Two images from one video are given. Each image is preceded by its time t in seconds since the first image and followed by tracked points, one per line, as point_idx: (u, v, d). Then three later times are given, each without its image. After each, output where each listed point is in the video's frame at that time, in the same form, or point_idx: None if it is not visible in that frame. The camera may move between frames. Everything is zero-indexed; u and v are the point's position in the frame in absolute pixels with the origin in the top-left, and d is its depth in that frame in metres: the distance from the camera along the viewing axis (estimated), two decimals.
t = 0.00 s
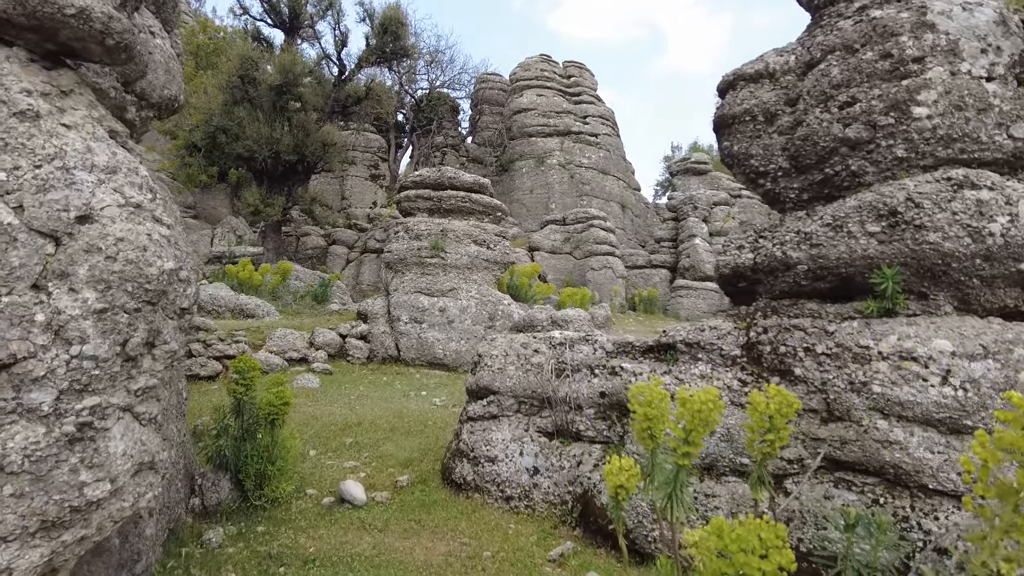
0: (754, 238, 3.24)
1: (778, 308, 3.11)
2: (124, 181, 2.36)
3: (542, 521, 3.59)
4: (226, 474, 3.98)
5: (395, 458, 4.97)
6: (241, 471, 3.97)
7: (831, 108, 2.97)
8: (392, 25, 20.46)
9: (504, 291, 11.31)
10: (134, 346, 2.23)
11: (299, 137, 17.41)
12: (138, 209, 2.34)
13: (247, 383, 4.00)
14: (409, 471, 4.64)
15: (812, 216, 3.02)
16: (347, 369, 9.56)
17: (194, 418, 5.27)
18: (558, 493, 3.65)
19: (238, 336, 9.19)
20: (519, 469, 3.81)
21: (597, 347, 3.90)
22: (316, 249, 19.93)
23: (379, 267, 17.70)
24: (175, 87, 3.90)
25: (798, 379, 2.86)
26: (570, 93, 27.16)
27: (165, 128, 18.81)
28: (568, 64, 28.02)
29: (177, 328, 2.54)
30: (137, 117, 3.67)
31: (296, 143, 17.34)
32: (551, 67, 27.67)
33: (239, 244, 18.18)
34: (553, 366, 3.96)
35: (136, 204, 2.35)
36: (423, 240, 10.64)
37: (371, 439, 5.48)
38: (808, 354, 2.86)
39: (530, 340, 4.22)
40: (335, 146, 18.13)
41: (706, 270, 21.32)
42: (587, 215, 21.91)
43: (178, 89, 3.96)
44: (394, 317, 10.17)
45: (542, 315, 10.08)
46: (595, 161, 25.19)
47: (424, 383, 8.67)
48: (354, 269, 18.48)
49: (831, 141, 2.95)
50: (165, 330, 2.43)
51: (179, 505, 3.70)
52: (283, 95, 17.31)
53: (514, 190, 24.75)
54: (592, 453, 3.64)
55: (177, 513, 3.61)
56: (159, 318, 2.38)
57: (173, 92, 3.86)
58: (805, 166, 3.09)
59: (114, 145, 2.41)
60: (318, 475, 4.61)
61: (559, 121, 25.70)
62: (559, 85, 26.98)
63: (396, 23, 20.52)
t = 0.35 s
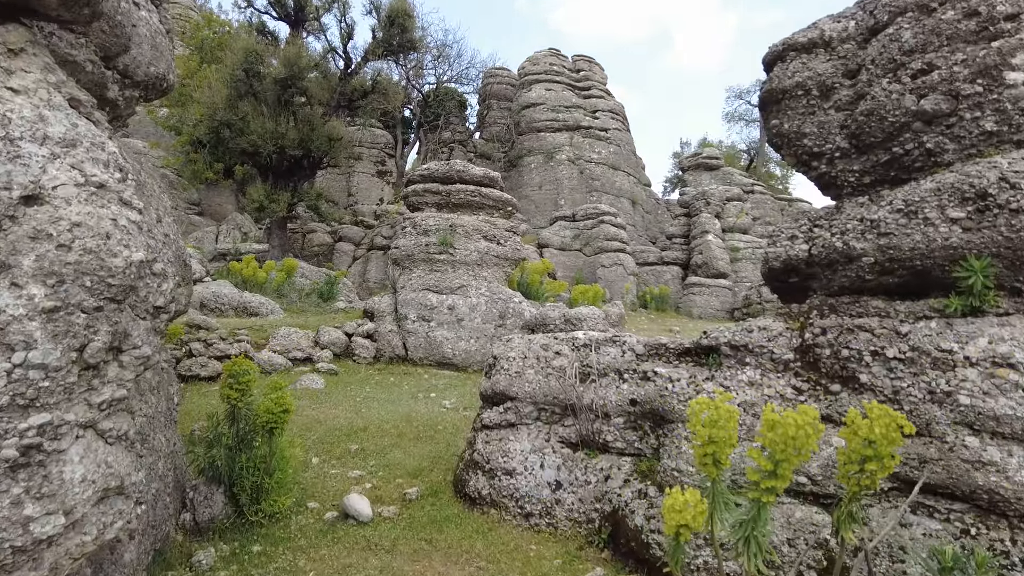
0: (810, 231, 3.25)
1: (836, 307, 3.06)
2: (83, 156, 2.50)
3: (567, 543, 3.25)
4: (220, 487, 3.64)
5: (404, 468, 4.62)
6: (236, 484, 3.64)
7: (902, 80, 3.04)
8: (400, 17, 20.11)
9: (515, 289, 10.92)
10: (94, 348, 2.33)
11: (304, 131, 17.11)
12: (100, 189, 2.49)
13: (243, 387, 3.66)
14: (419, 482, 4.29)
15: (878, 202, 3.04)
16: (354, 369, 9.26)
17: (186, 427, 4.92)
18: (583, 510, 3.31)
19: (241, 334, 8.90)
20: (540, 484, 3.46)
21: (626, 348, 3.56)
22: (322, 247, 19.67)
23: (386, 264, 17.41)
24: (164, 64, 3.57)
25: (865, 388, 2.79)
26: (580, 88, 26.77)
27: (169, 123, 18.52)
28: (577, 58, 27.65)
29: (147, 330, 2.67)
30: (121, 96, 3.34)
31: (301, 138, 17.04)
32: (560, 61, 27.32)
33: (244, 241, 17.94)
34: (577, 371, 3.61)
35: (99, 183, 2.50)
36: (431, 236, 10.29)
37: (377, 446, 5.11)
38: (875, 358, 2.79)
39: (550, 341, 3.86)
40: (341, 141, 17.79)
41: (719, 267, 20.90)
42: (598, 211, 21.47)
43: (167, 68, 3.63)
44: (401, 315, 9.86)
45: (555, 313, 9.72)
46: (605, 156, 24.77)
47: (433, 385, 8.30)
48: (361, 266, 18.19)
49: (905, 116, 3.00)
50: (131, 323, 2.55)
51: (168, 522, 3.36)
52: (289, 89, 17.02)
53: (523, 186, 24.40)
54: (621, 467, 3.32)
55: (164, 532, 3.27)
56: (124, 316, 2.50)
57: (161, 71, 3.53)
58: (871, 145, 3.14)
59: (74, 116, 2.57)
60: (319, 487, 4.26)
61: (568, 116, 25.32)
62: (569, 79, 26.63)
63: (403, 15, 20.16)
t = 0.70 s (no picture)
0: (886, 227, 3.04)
1: (918, 312, 2.85)
2: (26, 129, 2.26)
3: (599, 574, 2.90)
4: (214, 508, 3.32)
5: (415, 484, 4.27)
6: (231, 506, 3.30)
7: (1001, 45, 2.75)
8: (407, 10, 19.73)
9: (527, 288, 10.55)
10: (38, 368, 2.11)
11: (310, 127, 16.77)
12: (45, 169, 2.26)
13: (239, 400, 3.32)
14: (432, 501, 3.94)
15: (975, 188, 2.78)
16: (361, 371, 8.94)
17: (181, 439, 4.58)
18: (617, 538, 2.97)
19: (245, 335, 8.60)
20: (568, 506, 3.10)
21: (662, 356, 3.25)
22: (329, 245, 19.38)
23: (394, 262, 17.11)
24: (150, 41, 3.21)
25: (960, 408, 2.51)
26: (590, 82, 26.39)
27: (173, 120, 18.25)
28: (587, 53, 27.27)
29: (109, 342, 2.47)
30: (100, 74, 2.99)
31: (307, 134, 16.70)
32: (570, 56, 26.94)
33: (250, 239, 17.68)
34: (609, 382, 3.26)
35: (44, 163, 2.27)
36: (441, 233, 9.94)
37: (385, 458, 4.76)
38: (974, 374, 2.51)
39: (576, 347, 3.49)
40: (348, 137, 17.45)
41: (733, 265, 20.57)
42: (609, 208, 21.06)
43: (156, 47, 3.27)
44: (410, 315, 9.52)
45: (569, 312, 9.35)
46: (616, 152, 24.36)
47: (444, 388, 7.96)
48: (369, 264, 17.91)
49: (1002, 88, 2.71)
50: (84, 335, 2.34)
51: (155, 549, 3.04)
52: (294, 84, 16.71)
53: (532, 183, 24.05)
54: (660, 490, 2.99)
55: (151, 560, 2.95)
56: (76, 327, 2.30)
57: (146, 48, 3.17)
58: (957, 124, 2.89)
59: (17, 83, 2.32)
60: (324, 505, 3.92)
61: (578, 111, 24.93)
62: (578, 74, 26.25)
63: (411, 8, 19.78)
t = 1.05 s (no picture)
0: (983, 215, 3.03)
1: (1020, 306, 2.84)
2: None
3: None
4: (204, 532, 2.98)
5: (426, 499, 3.91)
6: (224, 529, 2.98)
7: None
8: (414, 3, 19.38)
9: (538, 287, 10.17)
10: None
11: (315, 122, 16.42)
12: None
13: (229, 411, 2.98)
14: (445, 520, 3.59)
15: None
16: (367, 373, 8.60)
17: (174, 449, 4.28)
18: (656, 569, 2.69)
19: (246, 335, 8.28)
20: (601, 532, 2.80)
21: (703, 364, 3.02)
22: (334, 242, 19.04)
23: (401, 260, 16.81)
24: (130, 9, 2.89)
25: None
26: (598, 78, 26.01)
27: (176, 116, 17.94)
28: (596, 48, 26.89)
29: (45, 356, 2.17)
30: (71, 44, 2.67)
31: (312, 129, 16.35)
32: (578, 50, 26.57)
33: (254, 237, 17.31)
34: (647, 393, 2.99)
35: None
36: (449, 230, 9.60)
37: (392, 470, 4.40)
38: None
39: (607, 351, 3.19)
40: (354, 132, 17.11)
41: (745, 263, 20.26)
42: (619, 205, 20.71)
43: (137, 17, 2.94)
44: (417, 314, 9.17)
45: (583, 311, 8.96)
46: (625, 148, 23.93)
47: (455, 391, 7.57)
48: (374, 262, 17.63)
49: None
50: (8, 347, 2.06)
51: None
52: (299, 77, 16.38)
53: (540, 180, 23.70)
54: (707, 516, 2.75)
55: None
56: None
57: (126, 16, 2.84)
58: None
59: None
60: (326, 524, 3.57)
61: (587, 106, 24.55)
62: (587, 69, 25.88)
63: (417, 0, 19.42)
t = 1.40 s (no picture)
0: None
1: None
2: None
3: None
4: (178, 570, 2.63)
5: (429, 522, 3.57)
6: (199, 567, 2.61)
7: None
8: None
9: (544, 286, 9.80)
10: None
11: (314, 117, 16.07)
12: None
13: (207, 433, 2.65)
14: (451, 549, 3.26)
15: None
16: (367, 376, 8.24)
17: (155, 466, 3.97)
18: None
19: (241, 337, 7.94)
20: (630, 571, 2.56)
21: (737, 389, 2.83)
22: (334, 241, 18.67)
23: (402, 259, 16.50)
24: None
25: None
26: (603, 73, 25.68)
27: (174, 111, 17.60)
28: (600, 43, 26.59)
29: None
30: (19, 9, 2.42)
31: (311, 124, 16.01)
32: (582, 46, 26.26)
33: (252, 235, 16.89)
34: (684, 410, 2.83)
35: None
36: (452, 227, 9.26)
37: (392, 489, 4.06)
38: None
39: (636, 363, 3.03)
40: (355, 128, 16.77)
41: (753, 261, 19.94)
42: (624, 202, 20.41)
43: None
44: (420, 315, 8.82)
45: (592, 312, 8.57)
46: (630, 144, 23.54)
47: (460, 396, 7.18)
48: (376, 262, 17.31)
49: None
50: None
51: None
52: (297, 71, 16.04)
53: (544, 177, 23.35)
54: (755, 554, 2.56)
55: None
56: None
57: None
58: None
59: None
60: (318, 553, 3.22)
61: (591, 102, 24.21)
62: (591, 64, 25.56)
63: None
